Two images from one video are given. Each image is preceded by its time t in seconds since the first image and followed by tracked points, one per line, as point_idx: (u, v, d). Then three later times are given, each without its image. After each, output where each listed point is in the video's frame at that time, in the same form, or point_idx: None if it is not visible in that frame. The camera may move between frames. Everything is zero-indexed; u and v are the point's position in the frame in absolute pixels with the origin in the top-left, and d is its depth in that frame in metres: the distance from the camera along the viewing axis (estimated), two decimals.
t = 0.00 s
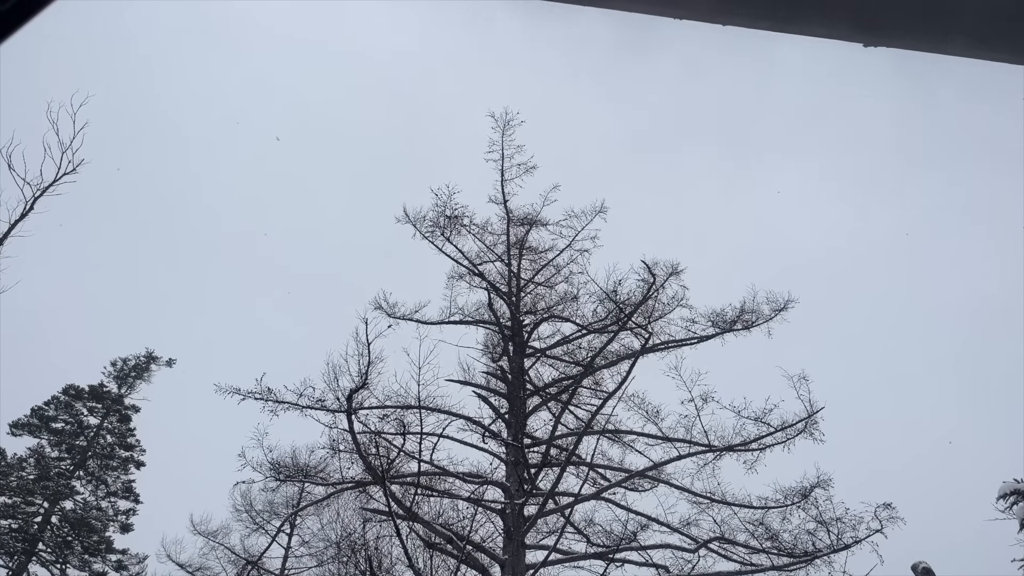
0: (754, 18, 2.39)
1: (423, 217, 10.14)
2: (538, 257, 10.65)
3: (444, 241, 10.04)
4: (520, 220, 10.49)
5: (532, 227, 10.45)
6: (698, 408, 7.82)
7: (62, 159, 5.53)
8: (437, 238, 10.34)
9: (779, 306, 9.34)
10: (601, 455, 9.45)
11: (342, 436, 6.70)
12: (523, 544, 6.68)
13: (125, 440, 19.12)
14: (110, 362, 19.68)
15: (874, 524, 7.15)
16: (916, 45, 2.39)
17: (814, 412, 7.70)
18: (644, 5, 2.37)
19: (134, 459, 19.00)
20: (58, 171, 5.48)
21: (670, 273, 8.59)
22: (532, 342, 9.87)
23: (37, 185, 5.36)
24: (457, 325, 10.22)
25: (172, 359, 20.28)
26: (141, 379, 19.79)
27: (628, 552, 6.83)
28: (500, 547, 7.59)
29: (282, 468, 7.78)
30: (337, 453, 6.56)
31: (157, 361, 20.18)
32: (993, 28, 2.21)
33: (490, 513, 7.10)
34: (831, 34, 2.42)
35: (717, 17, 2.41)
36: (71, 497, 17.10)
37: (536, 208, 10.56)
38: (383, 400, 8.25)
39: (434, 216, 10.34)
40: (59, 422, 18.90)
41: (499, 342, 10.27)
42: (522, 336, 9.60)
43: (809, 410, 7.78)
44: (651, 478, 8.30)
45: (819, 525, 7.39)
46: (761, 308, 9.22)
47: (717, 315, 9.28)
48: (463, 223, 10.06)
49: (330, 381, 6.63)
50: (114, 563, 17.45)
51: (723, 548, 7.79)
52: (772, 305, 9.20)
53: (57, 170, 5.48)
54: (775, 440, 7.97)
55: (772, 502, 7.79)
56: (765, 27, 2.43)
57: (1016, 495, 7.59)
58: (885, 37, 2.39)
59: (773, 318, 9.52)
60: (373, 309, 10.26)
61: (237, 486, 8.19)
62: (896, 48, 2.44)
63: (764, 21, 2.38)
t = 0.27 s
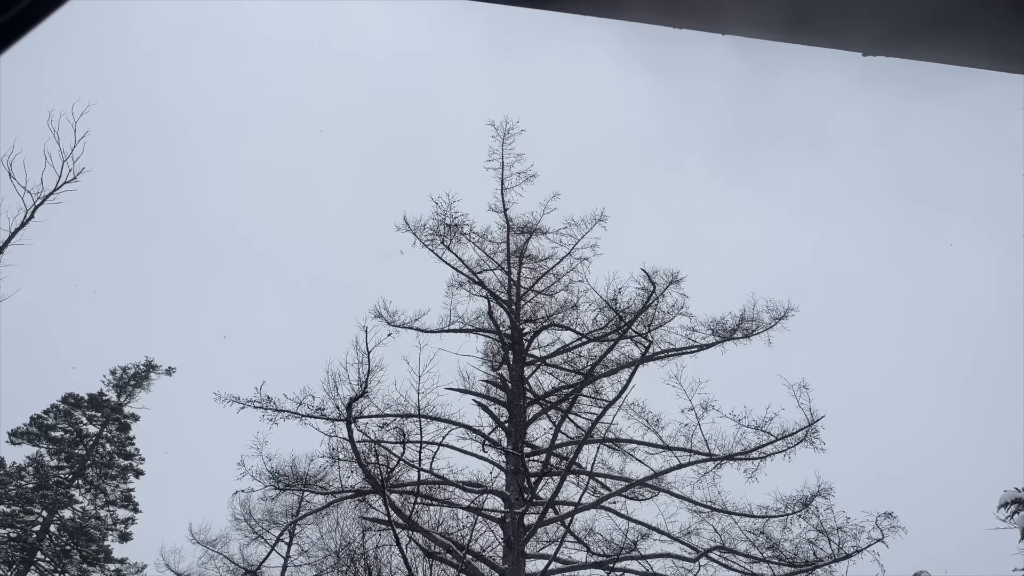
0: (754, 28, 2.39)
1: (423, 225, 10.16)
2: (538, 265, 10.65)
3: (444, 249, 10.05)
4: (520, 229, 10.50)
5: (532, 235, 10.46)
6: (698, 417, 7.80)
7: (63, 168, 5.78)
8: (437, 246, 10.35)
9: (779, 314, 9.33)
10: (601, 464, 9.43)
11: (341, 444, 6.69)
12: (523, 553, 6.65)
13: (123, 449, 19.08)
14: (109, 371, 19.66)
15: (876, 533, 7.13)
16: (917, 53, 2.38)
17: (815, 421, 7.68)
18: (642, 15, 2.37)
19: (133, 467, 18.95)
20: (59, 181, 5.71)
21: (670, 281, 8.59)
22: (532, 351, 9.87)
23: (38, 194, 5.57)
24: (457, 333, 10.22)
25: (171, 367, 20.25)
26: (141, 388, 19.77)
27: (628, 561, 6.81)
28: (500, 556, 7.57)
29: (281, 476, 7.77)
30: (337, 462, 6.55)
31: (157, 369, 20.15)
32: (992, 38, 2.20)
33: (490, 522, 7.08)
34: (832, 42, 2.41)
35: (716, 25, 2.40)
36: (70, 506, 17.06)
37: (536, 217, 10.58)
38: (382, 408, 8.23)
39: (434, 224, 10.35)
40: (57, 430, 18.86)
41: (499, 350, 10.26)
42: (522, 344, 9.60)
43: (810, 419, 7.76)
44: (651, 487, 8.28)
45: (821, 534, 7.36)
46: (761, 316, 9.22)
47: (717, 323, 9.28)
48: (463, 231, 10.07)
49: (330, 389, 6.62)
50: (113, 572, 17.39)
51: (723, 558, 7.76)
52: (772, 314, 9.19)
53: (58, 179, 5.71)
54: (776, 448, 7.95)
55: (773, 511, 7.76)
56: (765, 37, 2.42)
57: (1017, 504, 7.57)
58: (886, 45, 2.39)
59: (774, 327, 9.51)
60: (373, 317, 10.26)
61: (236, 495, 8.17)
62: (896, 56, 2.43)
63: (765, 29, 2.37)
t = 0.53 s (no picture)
0: (753, 35, 2.40)
1: (424, 233, 10.17)
2: (538, 273, 10.66)
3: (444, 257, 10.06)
4: (520, 236, 10.51)
5: (532, 243, 10.47)
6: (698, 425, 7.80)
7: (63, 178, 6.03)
8: (437, 254, 10.36)
9: (779, 322, 9.33)
10: (601, 473, 9.42)
11: (341, 452, 6.68)
12: (523, 562, 6.64)
13: (122, 457, 19.05)
14: (109, 379, 19.63)
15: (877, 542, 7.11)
16: (914, 61, 2.40)
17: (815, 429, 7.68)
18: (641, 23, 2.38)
19: (132, 475, 18.92)
20: (60, 190, 5.93)
21: (670, 289, 8.59)
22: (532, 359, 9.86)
23: (36, 202, 5.77)
24: (457, 341, 10.22)
25: (171, 375, 20.23)
26: (140, 396, 19.74)
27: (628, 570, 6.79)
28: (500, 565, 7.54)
29: (281, 485, 7.76)
30: (336, 470, 6.54)
31: (156, 377, 20.12)
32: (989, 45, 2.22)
33: (490, 530, 7.07)
34: (829, 49, 2.43)
35: (714, 33, 2.41)
36: (69, 514, 17.02)
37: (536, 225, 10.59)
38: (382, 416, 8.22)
39: (434, 232, 10.37)
40: (56, 439, 18.83)
41: (499, 358, 10.26)
42: (521, 352, 9.60)
43: (810, 427, 7.76)
44: (651, 495, 8.26)
45: (821, 543, 7.35)
46: (761, 324, 9.22)
47: (717, 331, 9.28)
48: (462, 239, 10.09)
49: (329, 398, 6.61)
50: None
51: (724, 567, 7.74)
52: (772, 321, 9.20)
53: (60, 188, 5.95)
54: (776, 457, 7.94)
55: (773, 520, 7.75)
56: (763, 44, 2.44)
57: (1018, 513, 7.55)
58: (884, 52, 2.40)
59: (774, 335, 9.51)
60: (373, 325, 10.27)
61: (236, 503, 8.15)
62: (894, 63, 2.45)
63: (763, 36, 2.39)
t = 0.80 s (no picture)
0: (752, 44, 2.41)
1: (423, 241, 10.20)
2: (538, 281, 10.67)
3: (444, 264, 10.07)
4: (520, 244, 10.53)
5: (532, 250, 10.48)
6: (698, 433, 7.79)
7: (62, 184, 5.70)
8: (437, 261, 10.37)
9: (778, 330, 9.34)
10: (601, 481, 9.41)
11: (340, 460, 6.65)
12: (522, 570, 6.62)
13: (121, 464, 19.00)
14: (108, 386, 19.60)
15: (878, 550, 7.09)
16: (912, 70, 2.40)
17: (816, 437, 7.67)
18: (640, 32, 2.39)
19: (131, 483, 18.88)
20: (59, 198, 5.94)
21: (670, 297, 8.60)
22: (532, 366, 9.86)
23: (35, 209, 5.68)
24: (457, 348, 10.21)
25: (170, 383, 20.19)
26: (139, 404, 19.70)
27: None
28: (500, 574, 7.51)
29: (280, 493, 7.73)
30: (336, 478, 6.52)
31: (155, 385, 20.07)
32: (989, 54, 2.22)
33: (489, 539, 7.05)
34: (828, 59, 2.43)
35: (713, 43, 2.42)
36: (67, 522, 16.98)
37: (536, 232, 10.60)
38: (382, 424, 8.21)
39: (433, 240, 10.37)
40: (55, 446, 18.78)
41: (499, 366, 10.25)
42: (521, 359, 9.59)
43: (810, 434, 7.74)
44: (651, 504, 8.24)
45: (822, 551, 7.33)
46: (761, 332, 9.22)
47: (717, 339, 9.28)
48: (462, 246, 10.11)
49: (330, 405, 6.61)
50: None
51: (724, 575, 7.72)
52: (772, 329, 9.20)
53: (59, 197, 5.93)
54: (777, 464, 7.93)
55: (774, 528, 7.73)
56: (763, 53, 2.44)
57: (1019, 521, 7.54)
58: (883, 61, 2.40)
59: (773, 342, 9.51)
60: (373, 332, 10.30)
61: (235, 511, 8.14)
62: (892, 72, 2.45)
63: (761, 46, 2.39)
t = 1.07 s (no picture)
0: (754, 52, 2.41)
1: (423, 248, 10.21)
2: (538, 288, 10.68)
3: (444, 272, 10.08)
4: (520, 251, 10.54)
5: (532, 257, 10.49)
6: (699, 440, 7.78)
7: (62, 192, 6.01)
8: (436, 268, 10.37)
9: (779, 337, 9.34)
10: (601, 488, 9.39)
11: (340, 468, 6.64)
12: None
13: (120, 472, 18.96)
14: (107, 394, 19.58)
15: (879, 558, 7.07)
16: (915, 78, 2.40)
17: (816, 445, 7.66)
18: (642, 40, 2.38)
19: (130, 491, 18.83)
20: (59, 205, 5.97)
21: (670, 304, 8.60)
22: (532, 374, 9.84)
23: (38, 216, 5.75)
24: (457, 356, 10.21)
25: (170, 391, 20.17)
26: (139, 411, 19.67)
27: None
28: None
29: (279, 500, 7.71)
30: (335, 486, 6.50)
31: (155, 393, 20.04)
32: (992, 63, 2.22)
33: (489, 547, 7.02)
34: (830, 68, 2.43)
35: (716, 52, 2.42)
36: (65, 530, 16.93)
37: (536, 239, 10.61)
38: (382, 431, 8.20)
39: (433, 247, 10.38)
40: (54, 454, 18.75)
41: (499, 373, 10.24)
42: (521, 367, 9.58)
43: (810, 442, 7.73)
44: (651, 511, 8.22)
45: (823, 560, 7.31)
46: (761, 339, 9.21)
47: (717, 346, 9.27)
48: (462, 254, 10.11)
49: (329, 413, 6.60)
50: None
51: None
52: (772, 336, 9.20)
53: (59, 203, 5.96)
54: (777, 472, 7.92)
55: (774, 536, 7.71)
56: (765, 62, 2.44)
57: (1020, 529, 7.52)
58: (886, 70, 2.40)
59: (774, 349, 9.50)
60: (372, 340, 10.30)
61: (234, 519, 8.12)
62: (894, 81, 2.45)
63: (764, 55, 2.39)
